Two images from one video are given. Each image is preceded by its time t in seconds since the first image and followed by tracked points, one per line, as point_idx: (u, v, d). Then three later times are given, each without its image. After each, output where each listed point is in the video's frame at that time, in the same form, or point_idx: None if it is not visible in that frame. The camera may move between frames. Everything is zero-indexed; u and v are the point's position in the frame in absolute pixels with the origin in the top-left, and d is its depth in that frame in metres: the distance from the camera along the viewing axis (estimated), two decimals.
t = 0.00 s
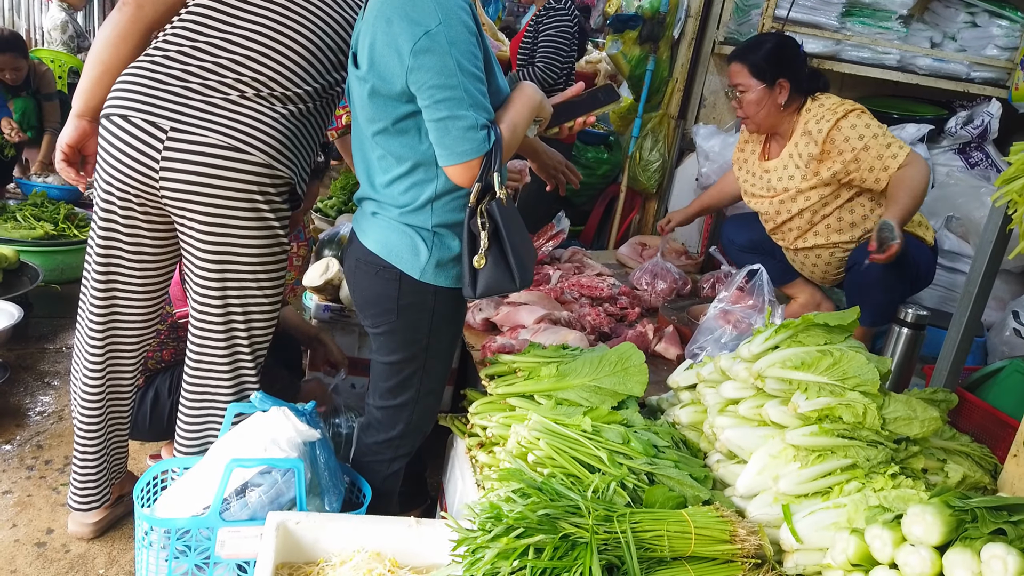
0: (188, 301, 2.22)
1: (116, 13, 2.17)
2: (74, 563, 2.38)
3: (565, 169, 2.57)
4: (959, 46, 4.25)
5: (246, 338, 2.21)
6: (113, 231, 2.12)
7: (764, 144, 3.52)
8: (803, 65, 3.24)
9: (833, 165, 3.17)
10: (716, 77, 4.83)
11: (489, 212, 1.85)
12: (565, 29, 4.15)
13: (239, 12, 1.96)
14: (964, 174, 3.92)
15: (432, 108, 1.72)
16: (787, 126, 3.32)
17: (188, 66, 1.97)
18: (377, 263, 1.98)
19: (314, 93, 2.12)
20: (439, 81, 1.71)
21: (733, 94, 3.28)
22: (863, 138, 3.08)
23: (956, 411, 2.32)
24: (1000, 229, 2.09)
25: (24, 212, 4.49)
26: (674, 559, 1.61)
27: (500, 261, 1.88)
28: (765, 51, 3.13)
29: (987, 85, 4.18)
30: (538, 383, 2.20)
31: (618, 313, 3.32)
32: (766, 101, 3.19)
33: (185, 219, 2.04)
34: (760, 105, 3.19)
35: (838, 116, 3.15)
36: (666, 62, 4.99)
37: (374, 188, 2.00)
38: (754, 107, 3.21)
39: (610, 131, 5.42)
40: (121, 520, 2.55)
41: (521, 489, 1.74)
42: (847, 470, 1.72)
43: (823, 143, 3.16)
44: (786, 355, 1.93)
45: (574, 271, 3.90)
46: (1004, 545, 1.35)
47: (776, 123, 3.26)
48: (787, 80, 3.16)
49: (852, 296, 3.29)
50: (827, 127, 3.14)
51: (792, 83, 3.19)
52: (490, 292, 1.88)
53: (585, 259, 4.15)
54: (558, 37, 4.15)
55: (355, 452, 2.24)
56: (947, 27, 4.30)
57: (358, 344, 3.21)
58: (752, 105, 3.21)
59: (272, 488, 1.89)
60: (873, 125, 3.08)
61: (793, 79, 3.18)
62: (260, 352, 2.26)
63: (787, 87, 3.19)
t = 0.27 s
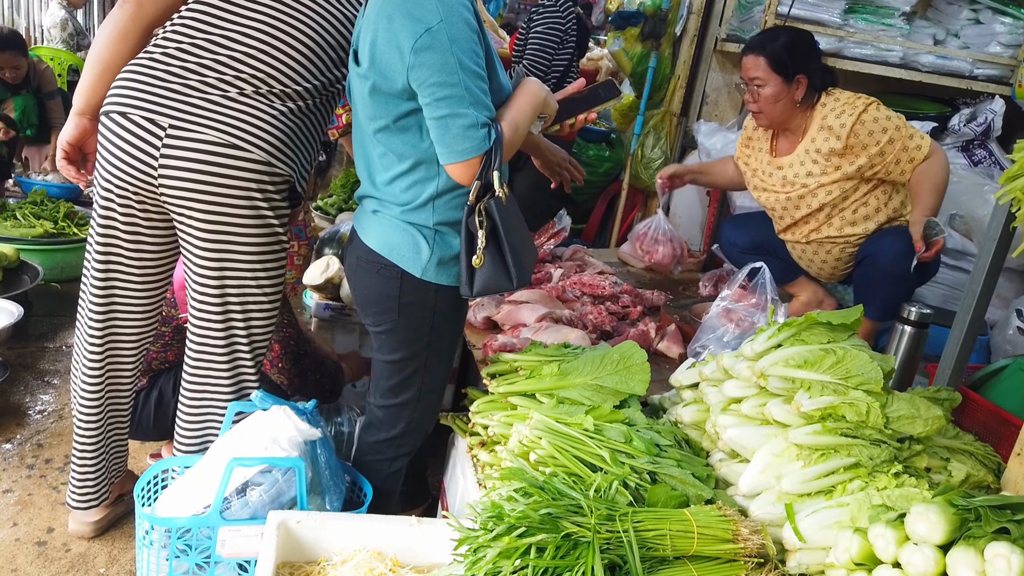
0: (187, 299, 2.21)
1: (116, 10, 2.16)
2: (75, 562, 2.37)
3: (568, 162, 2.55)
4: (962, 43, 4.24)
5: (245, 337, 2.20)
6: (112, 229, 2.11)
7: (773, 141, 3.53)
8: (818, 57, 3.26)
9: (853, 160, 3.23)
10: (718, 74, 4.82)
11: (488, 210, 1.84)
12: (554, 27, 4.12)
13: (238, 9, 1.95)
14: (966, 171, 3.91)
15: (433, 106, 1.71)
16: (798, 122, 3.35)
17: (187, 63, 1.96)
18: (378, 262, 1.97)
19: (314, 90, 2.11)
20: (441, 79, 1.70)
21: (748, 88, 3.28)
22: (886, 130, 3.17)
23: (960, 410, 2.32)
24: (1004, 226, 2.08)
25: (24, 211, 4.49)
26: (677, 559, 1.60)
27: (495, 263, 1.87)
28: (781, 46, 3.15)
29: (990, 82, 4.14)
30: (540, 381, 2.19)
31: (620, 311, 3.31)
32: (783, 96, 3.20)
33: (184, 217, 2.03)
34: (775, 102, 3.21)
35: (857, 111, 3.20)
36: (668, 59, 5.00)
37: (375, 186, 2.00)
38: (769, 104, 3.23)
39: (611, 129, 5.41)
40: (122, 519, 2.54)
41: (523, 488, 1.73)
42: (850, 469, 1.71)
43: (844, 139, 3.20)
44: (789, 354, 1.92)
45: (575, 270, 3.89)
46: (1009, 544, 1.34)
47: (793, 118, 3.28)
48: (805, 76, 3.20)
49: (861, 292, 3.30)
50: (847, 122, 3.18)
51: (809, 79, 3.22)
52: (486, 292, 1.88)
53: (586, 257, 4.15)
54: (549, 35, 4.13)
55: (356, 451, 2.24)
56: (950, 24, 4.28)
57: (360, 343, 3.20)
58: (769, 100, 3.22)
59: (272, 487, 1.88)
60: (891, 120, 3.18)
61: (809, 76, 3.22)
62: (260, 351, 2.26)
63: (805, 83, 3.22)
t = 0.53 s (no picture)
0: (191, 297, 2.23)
1: (122, 10, 2.18)
2: (80, 558, 2.39)
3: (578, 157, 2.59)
4: (961, 43, 4.25)
5: (249, 336, 2.22)
6: (117, 227, 2.13)
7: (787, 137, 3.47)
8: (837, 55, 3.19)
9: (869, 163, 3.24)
10: (718, 74, 4.79)
11: (492, 210, 1.85)
12: (564, 28, 4.14)
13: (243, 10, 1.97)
14: (965, 170, 3.92)
15: (437, 106, 1.73)
16: (814, 120, 3.31)
17: (191, 63, 1.98)
18: (381, 261, 1.99)
19: (319, 91, 2.13)
20: (445, 80, 1.72)
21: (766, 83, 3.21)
22: (902, 134, 3.18)
23: (959, 408, 2.33)
24: (1002, 225, 2.09)
25: (28, 210, 4.51)
26: (677, 555, 1.62)
27: (503, 259, 1.89)
28: (805, 44, 3.07)
29: (989, 82, 4.17)
30: (542, 379, 2.20)
31: (621, 310, 3.33)
32: (803, 93, 3.15)
33: (188, 215, 2.05)
34: (796, 98, 3.15)
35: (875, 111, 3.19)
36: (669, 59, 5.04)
37: (379, 186, 2.01)
38: (789, 100, 3.16)
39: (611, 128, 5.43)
40: (126, 516, 2.56)
41: (524, 484, 1.74)
42: (850, 466, 1.73)
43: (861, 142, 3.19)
44: (789, 352, 1.94)
45: (576, 268, 3.91)
46: (1007, 540, 1.35)
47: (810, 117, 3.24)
48: (826, 74, 3.14)
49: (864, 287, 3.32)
50: (866, 125, 3.18)
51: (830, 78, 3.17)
52: (493, 290, 1.89)
53: (587, 256, 4.16)
54: (558, 37, 4.16)
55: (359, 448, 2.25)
56: (949, 23, 4.29)
57: (361, 341, 3.22)
58: (789, 97, 3.15)
59: (276, 484, 1.90)
60: (906, 123, 3.18)
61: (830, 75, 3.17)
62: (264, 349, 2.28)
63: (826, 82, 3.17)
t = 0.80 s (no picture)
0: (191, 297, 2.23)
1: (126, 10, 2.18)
2: (82, 558, 2.39)
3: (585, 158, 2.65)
4: (963, 42, 4.25)
5: (249, 337, 2.22)
6: (117, 227, 2.13)
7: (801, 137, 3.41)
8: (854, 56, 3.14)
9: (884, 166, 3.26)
10: (720, 74, 4.84)
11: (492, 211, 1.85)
12: (571, 28, 4.15)
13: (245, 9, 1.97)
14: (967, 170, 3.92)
15: (441, 107, 1.73)
16: (827, 122, 3.28)
17: (192, 62, 1.98)
18: (384, 261, 1.99)
19: (319, 91, 2.13)
20: (449, 80, 1.72)
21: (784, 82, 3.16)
22: (917, 137, 3.21)
23: (960, 408, 2.33)
24: (1005, 225, 2.09)
25: (29, 209, 4.52)
26: (679, 555, 1.62)
27: (498, 262, 1.89)
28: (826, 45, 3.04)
29: (992, 81, 4.17)
30: (543, 379, 2.20)
31: (622, 309, 3.33)
32: (821, 95, 3.11)
33: (187, 215, 2.04)
34: (815, 98, 3.11)
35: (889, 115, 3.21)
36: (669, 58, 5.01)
37: (383, 186, 2.01)
38: (807, 100, 3.12)
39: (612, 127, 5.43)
40: (127, 515, 2.56)
41: (526, 484, 1.74)
42: (851, 466, 1.73)
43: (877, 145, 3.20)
44: (791, 352, 1.94)
45: (578, 268, 3.91)
46: (1009, 541, 1.35)
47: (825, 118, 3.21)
48: (844, 76, 3.12)
49: (871, 287, 3.33)
50: (882, 129, 3.18)
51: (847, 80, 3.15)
52: (488, 292, 1.88)
53: (588, 256, 4.16)
54: (565, 37, 4.17)
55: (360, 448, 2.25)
56: (952, 23, 4.27)
57: (363, 341, 3.22)
58: (808, 97, 3.11)
59: (278, 484, 1.90)
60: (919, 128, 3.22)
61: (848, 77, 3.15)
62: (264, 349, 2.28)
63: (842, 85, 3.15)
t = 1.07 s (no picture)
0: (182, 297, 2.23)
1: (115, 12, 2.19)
2: (83, 558, 2.39)
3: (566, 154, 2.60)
4: (966, 42, 4.23)
5: (240, 336, 2.22)
6: (107, 228, 2.14)
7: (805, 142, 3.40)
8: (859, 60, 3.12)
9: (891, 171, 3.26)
10: (722, 74, 4.81)
11: (490, 211, 1.84)
12: (575, 28, 4.14)
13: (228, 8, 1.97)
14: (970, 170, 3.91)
15: (444, 106, 1.73)
16: (831, 128, 3.28)
17: (177, 62, 1.98)
18: (386, 261, 1.99)
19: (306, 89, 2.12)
20: (452, 80, 1.72)
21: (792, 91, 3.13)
22: (923, 141, 3.20)
23: (961, 408, 2.32)
24: (1006, 225, 2.08)
25: (32, 209, 4.53)
26: (680, 556, 1.61)
27: (492, 261, 1.88)
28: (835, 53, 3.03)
29: (994, 81, 4.17)
30: (544, 379, 2.20)
31: (623, 310, 3.33)
32: (829, 103, 3.11)
33: (173, 214, 2.05)
34: (824, 106, 3.10)
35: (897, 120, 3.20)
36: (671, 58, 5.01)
37: (386, 186, 2.01)
38: (814, 108, 3.11)
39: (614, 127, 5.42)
40: (129, 514, 2.57)
41: (526, 485, 1.74)
42: (852, 467, 1.72)
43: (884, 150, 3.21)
44: (792, 352, 1.93)
45: (579, 268, 3.91)
46: (1010, 542, 1.35)
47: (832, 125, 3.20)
48: (852, 83, 3.12)
49: (873, 287, 3.33)
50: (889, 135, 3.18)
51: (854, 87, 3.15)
52: (478, 291, 1.88)
53: (589, 256, 4.16)
54: (570, 36, 4.16)
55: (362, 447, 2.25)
56: (954, 23, 4.26)
57: (364, 341, 3.22)
58: (817, 105, 3.10)
59: (279, 484, 1.91)
60: (927, 132, 3.21)
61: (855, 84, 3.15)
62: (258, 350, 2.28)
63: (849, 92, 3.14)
